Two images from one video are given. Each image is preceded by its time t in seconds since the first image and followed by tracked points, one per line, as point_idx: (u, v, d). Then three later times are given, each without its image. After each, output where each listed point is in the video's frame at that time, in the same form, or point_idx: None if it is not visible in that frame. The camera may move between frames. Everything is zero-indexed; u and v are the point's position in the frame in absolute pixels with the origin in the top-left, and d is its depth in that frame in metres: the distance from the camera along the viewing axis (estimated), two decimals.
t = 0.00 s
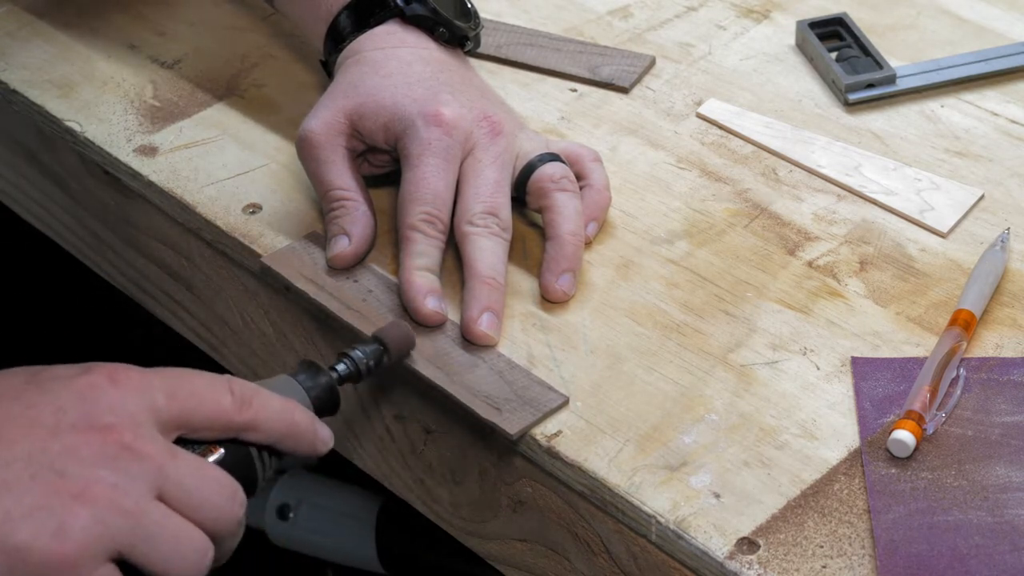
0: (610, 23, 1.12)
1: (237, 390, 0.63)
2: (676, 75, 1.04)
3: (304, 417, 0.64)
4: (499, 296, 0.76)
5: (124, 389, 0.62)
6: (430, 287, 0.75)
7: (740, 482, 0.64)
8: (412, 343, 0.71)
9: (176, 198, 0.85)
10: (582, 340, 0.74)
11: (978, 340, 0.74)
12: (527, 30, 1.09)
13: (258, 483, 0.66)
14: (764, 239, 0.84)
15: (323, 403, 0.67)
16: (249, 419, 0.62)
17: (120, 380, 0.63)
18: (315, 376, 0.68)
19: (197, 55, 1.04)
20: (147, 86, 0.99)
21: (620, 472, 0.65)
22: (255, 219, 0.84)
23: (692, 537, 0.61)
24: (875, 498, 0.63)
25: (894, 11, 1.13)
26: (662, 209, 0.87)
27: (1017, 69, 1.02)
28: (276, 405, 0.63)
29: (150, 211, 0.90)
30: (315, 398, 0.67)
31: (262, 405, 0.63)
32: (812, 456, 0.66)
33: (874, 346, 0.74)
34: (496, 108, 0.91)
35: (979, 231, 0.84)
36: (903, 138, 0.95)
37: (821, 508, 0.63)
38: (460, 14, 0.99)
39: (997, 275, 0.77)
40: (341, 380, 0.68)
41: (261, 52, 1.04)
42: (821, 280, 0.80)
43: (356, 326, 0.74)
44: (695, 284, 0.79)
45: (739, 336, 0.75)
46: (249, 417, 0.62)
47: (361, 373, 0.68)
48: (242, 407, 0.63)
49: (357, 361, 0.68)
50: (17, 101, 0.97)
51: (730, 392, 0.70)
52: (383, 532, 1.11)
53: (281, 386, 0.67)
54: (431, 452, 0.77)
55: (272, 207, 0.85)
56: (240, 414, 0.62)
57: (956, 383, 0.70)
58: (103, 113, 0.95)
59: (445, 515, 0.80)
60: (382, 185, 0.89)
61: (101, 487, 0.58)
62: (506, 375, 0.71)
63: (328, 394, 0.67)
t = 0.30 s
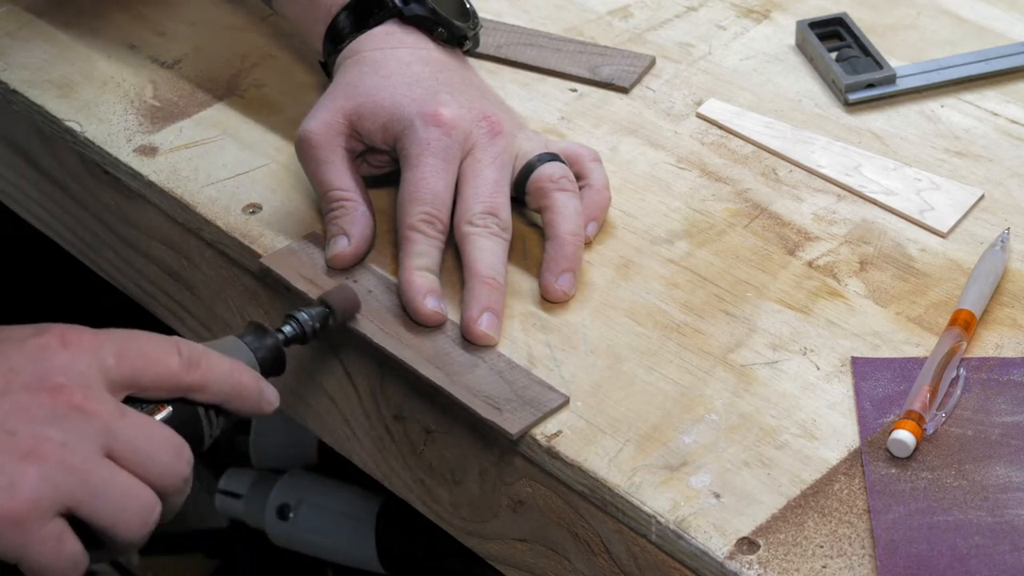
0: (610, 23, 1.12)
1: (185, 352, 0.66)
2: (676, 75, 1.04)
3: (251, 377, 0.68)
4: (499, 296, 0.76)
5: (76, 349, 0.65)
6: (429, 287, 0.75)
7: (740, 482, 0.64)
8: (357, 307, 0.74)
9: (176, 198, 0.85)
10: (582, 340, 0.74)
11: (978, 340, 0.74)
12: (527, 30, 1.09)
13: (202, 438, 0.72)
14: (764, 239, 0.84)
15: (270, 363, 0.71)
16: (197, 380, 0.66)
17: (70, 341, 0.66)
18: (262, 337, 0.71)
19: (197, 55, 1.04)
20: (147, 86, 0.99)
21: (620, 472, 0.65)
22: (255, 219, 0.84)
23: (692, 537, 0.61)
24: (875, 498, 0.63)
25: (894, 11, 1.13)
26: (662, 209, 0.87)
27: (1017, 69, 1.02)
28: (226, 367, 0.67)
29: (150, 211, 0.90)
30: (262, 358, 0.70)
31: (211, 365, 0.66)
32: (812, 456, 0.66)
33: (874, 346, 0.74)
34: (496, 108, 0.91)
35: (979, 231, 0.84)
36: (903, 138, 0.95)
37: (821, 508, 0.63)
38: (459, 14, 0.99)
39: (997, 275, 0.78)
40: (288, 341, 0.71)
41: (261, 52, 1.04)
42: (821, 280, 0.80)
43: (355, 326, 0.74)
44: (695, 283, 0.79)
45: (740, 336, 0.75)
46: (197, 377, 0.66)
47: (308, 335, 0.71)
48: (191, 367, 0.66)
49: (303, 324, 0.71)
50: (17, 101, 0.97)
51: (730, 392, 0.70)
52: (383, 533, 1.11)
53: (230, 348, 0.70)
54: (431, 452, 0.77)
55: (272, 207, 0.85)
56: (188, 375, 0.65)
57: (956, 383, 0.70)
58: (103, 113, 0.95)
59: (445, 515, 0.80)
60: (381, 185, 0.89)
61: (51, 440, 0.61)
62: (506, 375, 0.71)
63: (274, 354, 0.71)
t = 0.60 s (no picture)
0: (610, 23, 1.12)
1: (153, 334, 0.67)
2: (676, 75, 1.04)
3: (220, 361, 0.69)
4: (498, 296, 0.76)
5: (43, 329, 0.66)
6: (428, 287, 0.75)
7: (740, 482, 0.64)
8: (330, 292, 0.75)
9: (175, 198, 0.85)
10: (582, 340, 0.74)
11: (978, 340, 0.74)
12: (527, 30, 1.09)
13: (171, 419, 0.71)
14: (764, 239, 0.84)
15: (240, 346, 0.72)
16: (164, 362, 0.67)
17: (38, 321, 0.67)
18: (234, 321, 0.73)
19: (197, 55, 1.04)
20: (147, 86, 0.99)
21: (620, 472, 0.65)
22: (254, 219, 0.84)
23: (692, 537, 0.61)
24: (875, 498, 0.63)
25: (894, 11, 1.13)
26: (662, 209, 0.87)
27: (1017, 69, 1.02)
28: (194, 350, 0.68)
29: (149, 211, 0.90)
30: (232, 341, 0.72)
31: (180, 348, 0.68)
32: (812, 456, 0.66)
33: (874, 346, 0.74)
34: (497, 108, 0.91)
35: (979, 231, 0.84)
36: (904, 138, 0.95)
37: (822, 508, 0.63)
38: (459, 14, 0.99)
39: (997, 275, 0.77)
40: (260, 324, 0.73)
41: (261, 52, 1.04)
42: (821, 280, 0.80)
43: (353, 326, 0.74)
44: (695, 283, 0.79)
45: (740, 336, 0.75)
46: (165, 358, 0.67)
47: (279, 319, 0.73)
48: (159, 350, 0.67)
49: (275, 308, 0.72)
50: (17, 101, 0.97)
51: (730, 392, 0.70)
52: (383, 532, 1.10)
53: (200, 331, 0.72)
54: (431, 452, 0.77)
55: (272, 207, 0.85)
56: (155, 357, 0.67)
57: (956, 383, 0.70)
58: (103, 113, 0.95)
59: (445, 515, 0.80)
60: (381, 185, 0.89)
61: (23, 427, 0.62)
62: (506, 375, 0.71)
63: (245, 337, 0.72)
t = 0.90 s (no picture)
0: (610, 23, 1.12)
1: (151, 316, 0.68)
2: (676, 75, 1.04)
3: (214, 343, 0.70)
4: (496, 293, 0.76)
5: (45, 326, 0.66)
6: (429, 287, 0.75)
7: (740, 482, 0.64)
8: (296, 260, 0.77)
9: (176, 198, 0.85)
10: (582, 340, 0.74)
11: (978, 340, 0.74)
12: (527, 30, 1.09)
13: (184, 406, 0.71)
14: (764, 239, 0.84)
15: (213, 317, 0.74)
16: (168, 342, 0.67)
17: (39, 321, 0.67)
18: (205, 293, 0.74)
19: (197, 54, 1.04)
20: (147, 86, 0.99)
21: (620, 472, 0.65)
22: (255, 219, 0.84)
23: (692, 537, 0.61)
24: (874, 498, 0.63)
25: (894, 11, 1.13)
26: (662, 209, 0.87)
27: (1017, 69, 1.02)
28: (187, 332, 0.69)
29: (149, 211, 0.90)
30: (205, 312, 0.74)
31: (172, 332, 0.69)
32: (812, 456, 0.66)
33: (874, 346, 0.74)
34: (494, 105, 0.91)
35: (979, 231, 0.84)
36: (903, 138, 0.95)
37: (821, 507, 0.63)
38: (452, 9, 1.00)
39: (997, 276, 0.77)
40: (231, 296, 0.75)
41: (261, 52, 1.04)
42: (821, 280, 0.80)
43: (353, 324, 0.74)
44: (695, 283, 0.79)
45: (740, 336, 0.75)
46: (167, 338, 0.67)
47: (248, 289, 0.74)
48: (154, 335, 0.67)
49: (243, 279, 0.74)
50: (17, 101, 0.97)
51: (730, 392, 0.70)
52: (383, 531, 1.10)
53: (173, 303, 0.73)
54: (432, 452, 0.77)
55: (272, 207, 0.85)
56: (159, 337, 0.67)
57: (956, 383, 0.70)
58: (103, 113, 0.95)
59: (445, 515, 0.80)
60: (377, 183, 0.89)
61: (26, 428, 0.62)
62: (506, 373, 0.71)
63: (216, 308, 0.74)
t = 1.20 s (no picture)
0: (610, 23, 1.12)
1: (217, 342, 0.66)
2: (676, 75, 1.04)
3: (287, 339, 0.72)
4: (503, 302, 0.75)
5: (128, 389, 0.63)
6: (441, 303, 0.73)
7: (740, 482, 0.64)
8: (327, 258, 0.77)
9: (176, 198, 0.85)
10: (581, 340, 0.75)
11: (978, 340, 0.74)
12: (527, 29, 1.09)
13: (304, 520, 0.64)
14: (764, 239, 0.84)
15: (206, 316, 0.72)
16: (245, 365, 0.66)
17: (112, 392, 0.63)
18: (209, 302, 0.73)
19: (197, 55, 1.04)
20: (147, 86, 0.99)
21: (620, 472, 0.65)
22: (255, 219, 0.84)
23: (692, 537, 0.61)
24: (873, 498, 0.63)
25: (894, 11, 1.13)
26: (662, 209, 0.87)
27: (1017, 69, 1.02)
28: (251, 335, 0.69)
29: (150, 212, 0.90)
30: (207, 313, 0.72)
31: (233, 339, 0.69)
32: (812, 456, 0.66)
33: (874, 346, 0.74)
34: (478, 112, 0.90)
35: (979, 231, 0.84)
36: (904, 138, 0.95)
37: (821, 507, 0.63)
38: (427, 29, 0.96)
39: (997, 275, 0.77)
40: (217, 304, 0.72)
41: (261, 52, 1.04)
42: (821, 280, 0.80)
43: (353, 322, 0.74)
44: (695, 284, 0.79)
45: (740, 336, 0.75)
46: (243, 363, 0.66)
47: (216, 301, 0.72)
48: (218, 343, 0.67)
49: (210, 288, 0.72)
50: (17, 101, 0.97)
51: (730, 392, 0.70)
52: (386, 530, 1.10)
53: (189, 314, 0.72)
54: (431, 452, 0.77)
55: (271, 207, 0.85)
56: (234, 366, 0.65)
57: (956, 383, 0.70)
58: (103, 113, 0.95)
59: (445, 516, 0.80)
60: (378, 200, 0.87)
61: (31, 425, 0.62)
62: (497, 373, 0.71)
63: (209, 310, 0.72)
